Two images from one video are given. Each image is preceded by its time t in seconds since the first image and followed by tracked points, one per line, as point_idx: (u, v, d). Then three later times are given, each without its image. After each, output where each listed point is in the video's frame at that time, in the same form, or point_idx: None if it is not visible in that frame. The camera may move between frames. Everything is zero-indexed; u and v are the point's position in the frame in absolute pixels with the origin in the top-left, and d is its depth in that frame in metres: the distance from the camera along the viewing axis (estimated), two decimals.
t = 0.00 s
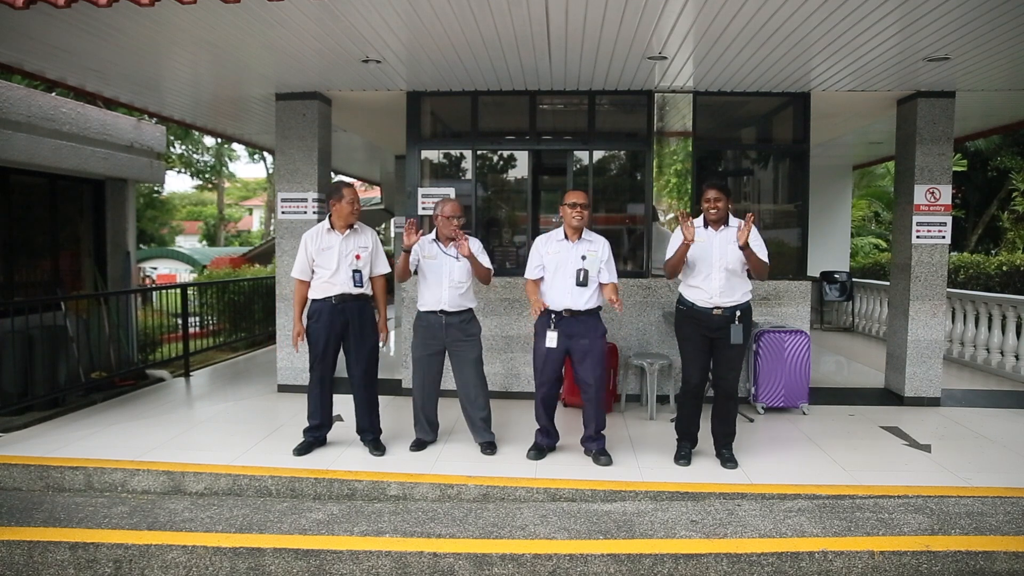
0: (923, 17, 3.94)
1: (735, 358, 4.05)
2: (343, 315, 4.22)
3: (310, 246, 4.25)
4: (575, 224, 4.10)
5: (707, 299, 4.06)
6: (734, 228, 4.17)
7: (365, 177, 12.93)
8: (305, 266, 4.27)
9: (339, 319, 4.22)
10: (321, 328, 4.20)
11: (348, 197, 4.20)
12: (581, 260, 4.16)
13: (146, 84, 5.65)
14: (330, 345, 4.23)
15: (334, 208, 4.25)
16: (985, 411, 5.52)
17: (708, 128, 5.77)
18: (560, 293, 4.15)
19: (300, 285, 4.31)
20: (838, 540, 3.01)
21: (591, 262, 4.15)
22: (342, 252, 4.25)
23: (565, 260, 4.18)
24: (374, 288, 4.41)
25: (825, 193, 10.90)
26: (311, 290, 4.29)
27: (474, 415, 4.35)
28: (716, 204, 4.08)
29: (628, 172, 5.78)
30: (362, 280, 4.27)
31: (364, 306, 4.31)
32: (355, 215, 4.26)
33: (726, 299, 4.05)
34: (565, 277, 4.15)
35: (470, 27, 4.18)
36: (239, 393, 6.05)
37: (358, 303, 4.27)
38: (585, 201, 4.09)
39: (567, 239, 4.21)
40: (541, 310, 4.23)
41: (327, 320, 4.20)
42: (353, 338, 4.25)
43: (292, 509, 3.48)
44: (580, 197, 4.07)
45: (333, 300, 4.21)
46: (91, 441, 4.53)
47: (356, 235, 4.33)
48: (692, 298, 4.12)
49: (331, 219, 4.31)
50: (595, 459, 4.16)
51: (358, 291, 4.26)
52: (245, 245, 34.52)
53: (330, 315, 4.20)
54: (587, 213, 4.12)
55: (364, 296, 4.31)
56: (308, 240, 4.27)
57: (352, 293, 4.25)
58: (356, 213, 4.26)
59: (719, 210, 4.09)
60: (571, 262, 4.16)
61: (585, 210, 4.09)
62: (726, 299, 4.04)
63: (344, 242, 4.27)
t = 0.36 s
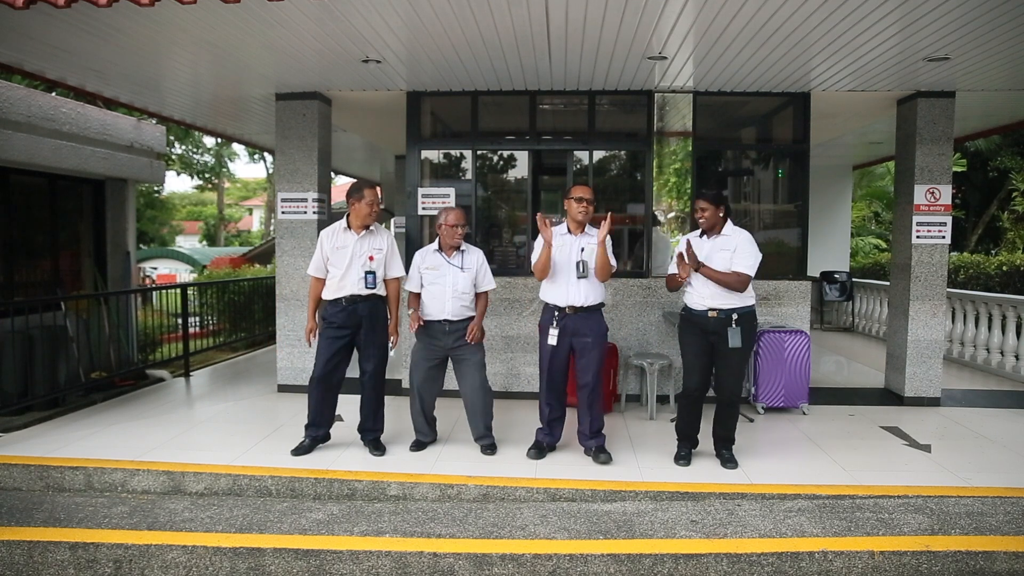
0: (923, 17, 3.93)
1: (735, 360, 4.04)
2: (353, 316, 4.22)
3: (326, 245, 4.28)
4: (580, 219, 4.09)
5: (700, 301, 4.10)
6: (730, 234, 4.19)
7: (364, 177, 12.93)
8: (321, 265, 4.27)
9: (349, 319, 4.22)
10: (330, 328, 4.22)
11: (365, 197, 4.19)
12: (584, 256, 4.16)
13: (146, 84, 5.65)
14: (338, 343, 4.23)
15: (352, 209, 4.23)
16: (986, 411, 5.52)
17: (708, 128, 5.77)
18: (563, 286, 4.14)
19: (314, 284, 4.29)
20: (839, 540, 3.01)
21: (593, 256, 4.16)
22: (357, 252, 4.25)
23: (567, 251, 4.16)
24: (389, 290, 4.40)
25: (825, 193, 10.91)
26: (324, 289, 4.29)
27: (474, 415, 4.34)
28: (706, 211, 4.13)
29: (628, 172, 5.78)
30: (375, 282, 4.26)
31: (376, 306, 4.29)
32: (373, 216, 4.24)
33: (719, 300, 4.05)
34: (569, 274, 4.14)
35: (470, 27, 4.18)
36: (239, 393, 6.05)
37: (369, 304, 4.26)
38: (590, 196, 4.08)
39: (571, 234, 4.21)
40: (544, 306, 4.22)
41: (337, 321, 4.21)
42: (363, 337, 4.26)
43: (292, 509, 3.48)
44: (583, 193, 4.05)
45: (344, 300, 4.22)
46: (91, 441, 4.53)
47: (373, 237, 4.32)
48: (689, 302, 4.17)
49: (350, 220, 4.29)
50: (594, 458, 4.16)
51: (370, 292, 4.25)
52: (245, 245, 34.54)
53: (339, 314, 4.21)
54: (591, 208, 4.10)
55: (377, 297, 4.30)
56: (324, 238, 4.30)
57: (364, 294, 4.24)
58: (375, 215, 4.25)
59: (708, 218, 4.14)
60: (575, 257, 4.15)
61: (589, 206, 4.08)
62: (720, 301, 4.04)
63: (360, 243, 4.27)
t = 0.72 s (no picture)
0: (923, 17, 3.93)
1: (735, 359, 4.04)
2: (354, 316, 4.23)
3: (326, 244, 4.26)
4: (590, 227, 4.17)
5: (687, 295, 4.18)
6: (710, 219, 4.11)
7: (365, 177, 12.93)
8: (321, 264, 4.26)
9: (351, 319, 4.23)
10: (331, 327, 4.22)
11: (363, 193, 4.21)
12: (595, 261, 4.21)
13: (146, 84, 5.65)
14: (339, 343, 4.23)
15: (349, 205, 4.25)
16: (986, 411, 5.52)
17: (708, 128, 5.77)
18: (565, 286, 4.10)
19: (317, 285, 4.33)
20: (838, 540, 3.01)
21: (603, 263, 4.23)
22: (356, 250, 4.25)
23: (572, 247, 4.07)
24: (390, 287, 4.42)
25: (825, 193, 10.91)
26: (325, 288, 4.30)
27: (474, 413, 4.36)
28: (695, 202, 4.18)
29: (628, 172, 5.78)
30: (376, 279, 4.27)
31: (376, 306, 4.30)
32: (370, 213, 4.26)
33: (699, 294, 4.09)
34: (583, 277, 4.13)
35: (470, 27, 4.18)
36: (239, 393, 6.05)
37: (370, 304, 4.27)
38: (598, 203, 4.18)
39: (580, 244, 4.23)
40: (551, 310, 4.15)
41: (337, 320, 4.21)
42: (364, 338, 4.27)
43: (292, 509, 3.48)
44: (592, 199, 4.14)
45: (345, 298, 4.20)
46: (91, 441, 4.53)
47: (371, 233, 4.34)
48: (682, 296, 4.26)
49: (348, 217, 4.31)
50: (594, 459, 4.15)
51: (372, 289, 4.26)
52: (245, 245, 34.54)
53: (340, 314, 4.20)
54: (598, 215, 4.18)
55: (378, 295, 4.31)
56: (323, 237, 4.27)
57: (365, 292, 4.24)
58: (372, 210, 4.26)
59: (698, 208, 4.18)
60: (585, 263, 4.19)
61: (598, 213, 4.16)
62: (705, 299, 4.06)
63: (359, 240, 4.27)
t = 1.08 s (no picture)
0: (923, 17, 3.93)
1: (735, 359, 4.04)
2: (338, 318, 4.22)
3: (308, 249, 4.20)
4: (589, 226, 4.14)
5: (689, 296, 4.12)
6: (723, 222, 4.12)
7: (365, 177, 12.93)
8: (303, 268, 4.21)
9: (336, 320, 4.22)
10: (317, 328, 4.21)
11: (342, 196, 4.18)
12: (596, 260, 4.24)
13: (146, 84, 5.65)
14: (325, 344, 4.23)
15: (328, 209, 4.22)
16: (986, 411, 5.52)
17: (708, 128, 5.77)
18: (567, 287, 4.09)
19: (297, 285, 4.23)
20: (839, 540, 3.01)
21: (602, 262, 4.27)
22: (340, 252, 4.24)
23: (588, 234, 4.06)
24: (373, 287, 4.39)
25: (825, 193, 10.91)
26: (308, 291, 4.25)
27: (477, 414, 4.35)
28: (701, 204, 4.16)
29: (628, 172, 5.78)
30: (360, 280, 4.27)
31: (359, 307, 4.29)
32: (350, 215, 4.24)
33: (705, 294, 4.06)
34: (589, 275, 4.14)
35: (470, 27, 4.18)
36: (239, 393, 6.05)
37: (354, 305, 4.26)
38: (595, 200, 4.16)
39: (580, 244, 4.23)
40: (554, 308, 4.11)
41: (320, 320, 4.20)
42: (348, 340, 4.26)
43: (292, 509, 3.48)
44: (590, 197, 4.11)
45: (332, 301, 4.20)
46: (90, 441, 4.53)
47: (353, 234, 4.32)
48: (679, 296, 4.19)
49: (327, 220, 4.27)
50: (595, 458, 4.16)
51: (356, 291, 4.26)
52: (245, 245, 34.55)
53: (325, 315, 4.20)
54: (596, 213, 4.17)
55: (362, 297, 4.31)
56: (304, 241, 4.21)
57: (351, 294, 4.24)
58: (350, 211, 4.24)
59: (703, 211, 4.17)
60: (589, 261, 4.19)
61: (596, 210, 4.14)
62: (709, 298, 4.04)
63: (342, 242, 4.26)
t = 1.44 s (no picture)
0: (923, 17, 3.93)
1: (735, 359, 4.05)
2: (330, 316, 4.21)
3: (293, 248, 4.20)
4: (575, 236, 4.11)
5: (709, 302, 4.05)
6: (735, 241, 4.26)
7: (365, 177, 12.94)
8: (289, 269, 4.23)
9: (328, 319, 4.21)
10: (309, 329, 4.20)
11: (326, 195, 4.18)
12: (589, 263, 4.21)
13: (146, 84, 5.65)
14: (319, 344, 4.22)
15: (313, 209, 4.21)
16: (986, 411, 5.52)
17: (708, 128, 5.77)
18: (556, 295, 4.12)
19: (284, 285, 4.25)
20: (839, 540, 3.01)
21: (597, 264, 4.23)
22: (326, 251, 4.24)
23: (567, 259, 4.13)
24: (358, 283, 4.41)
25: (825, 193, 10.91)
26: (296, 290, 4.26)
27: (477, 414, 4.36)
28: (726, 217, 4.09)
29: (628, 172, 5.78)
30: (348, 278, 4.27)
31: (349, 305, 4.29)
32: (335, 213, 4.24)
33: (727, 303, 4.07)
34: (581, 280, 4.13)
35: (470, 27, 4.18)
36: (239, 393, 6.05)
37: (345, 303, 4.26)
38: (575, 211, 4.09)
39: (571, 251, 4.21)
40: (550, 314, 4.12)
41: (310, 319, 4.20)
42: (341, 339, 4.24)
43: (291, 509, 3.48)
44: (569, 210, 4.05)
45: (322, 298, 4.18)
46: (90, 441, 4.53)
47: (338, 233, 4.33)
48: (689, 300, 4.09)
49: (311, 219, 4.27)
50: (595, 460, 4.15)
51: (345, 289, 4.24)
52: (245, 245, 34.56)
53: (317, 315, 4.19)
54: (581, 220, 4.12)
55: (350, 294, 4.30)
56: (289, 242, 4.20)
57: (339, 291, 4.23)
58: (335, 211, 4.24)
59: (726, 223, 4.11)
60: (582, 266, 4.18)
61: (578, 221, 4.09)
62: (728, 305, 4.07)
63: (328, 241, 4.27)
